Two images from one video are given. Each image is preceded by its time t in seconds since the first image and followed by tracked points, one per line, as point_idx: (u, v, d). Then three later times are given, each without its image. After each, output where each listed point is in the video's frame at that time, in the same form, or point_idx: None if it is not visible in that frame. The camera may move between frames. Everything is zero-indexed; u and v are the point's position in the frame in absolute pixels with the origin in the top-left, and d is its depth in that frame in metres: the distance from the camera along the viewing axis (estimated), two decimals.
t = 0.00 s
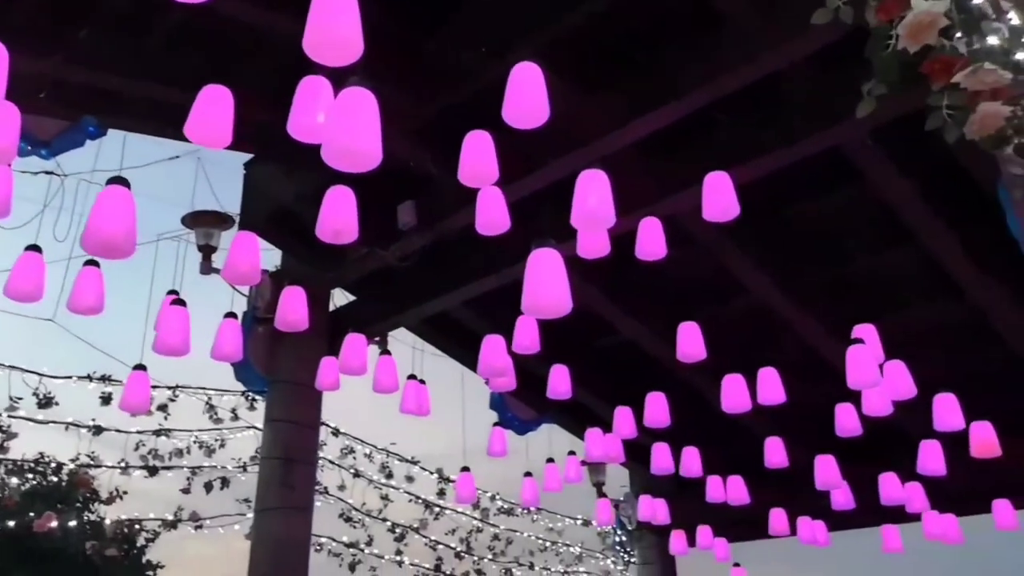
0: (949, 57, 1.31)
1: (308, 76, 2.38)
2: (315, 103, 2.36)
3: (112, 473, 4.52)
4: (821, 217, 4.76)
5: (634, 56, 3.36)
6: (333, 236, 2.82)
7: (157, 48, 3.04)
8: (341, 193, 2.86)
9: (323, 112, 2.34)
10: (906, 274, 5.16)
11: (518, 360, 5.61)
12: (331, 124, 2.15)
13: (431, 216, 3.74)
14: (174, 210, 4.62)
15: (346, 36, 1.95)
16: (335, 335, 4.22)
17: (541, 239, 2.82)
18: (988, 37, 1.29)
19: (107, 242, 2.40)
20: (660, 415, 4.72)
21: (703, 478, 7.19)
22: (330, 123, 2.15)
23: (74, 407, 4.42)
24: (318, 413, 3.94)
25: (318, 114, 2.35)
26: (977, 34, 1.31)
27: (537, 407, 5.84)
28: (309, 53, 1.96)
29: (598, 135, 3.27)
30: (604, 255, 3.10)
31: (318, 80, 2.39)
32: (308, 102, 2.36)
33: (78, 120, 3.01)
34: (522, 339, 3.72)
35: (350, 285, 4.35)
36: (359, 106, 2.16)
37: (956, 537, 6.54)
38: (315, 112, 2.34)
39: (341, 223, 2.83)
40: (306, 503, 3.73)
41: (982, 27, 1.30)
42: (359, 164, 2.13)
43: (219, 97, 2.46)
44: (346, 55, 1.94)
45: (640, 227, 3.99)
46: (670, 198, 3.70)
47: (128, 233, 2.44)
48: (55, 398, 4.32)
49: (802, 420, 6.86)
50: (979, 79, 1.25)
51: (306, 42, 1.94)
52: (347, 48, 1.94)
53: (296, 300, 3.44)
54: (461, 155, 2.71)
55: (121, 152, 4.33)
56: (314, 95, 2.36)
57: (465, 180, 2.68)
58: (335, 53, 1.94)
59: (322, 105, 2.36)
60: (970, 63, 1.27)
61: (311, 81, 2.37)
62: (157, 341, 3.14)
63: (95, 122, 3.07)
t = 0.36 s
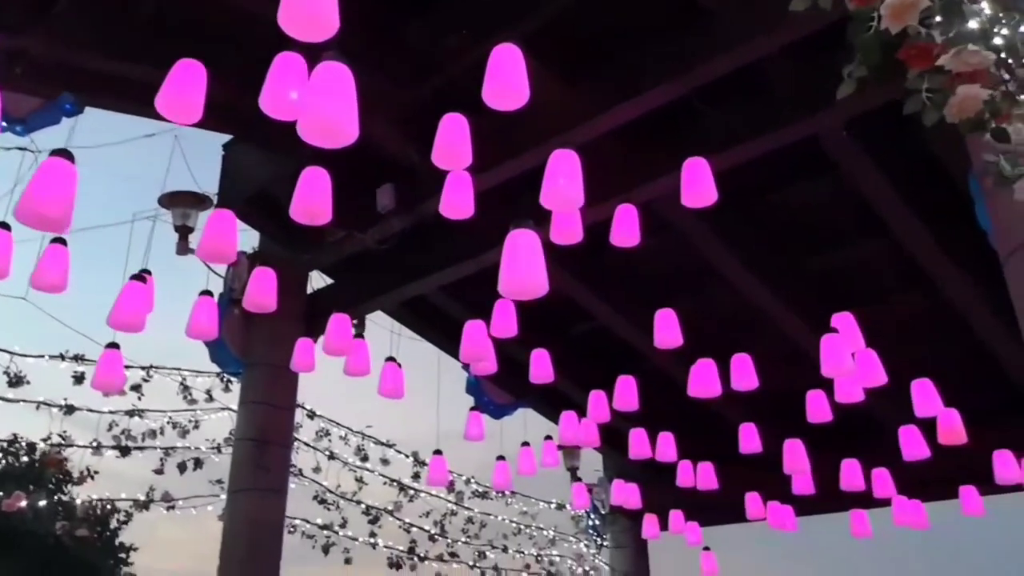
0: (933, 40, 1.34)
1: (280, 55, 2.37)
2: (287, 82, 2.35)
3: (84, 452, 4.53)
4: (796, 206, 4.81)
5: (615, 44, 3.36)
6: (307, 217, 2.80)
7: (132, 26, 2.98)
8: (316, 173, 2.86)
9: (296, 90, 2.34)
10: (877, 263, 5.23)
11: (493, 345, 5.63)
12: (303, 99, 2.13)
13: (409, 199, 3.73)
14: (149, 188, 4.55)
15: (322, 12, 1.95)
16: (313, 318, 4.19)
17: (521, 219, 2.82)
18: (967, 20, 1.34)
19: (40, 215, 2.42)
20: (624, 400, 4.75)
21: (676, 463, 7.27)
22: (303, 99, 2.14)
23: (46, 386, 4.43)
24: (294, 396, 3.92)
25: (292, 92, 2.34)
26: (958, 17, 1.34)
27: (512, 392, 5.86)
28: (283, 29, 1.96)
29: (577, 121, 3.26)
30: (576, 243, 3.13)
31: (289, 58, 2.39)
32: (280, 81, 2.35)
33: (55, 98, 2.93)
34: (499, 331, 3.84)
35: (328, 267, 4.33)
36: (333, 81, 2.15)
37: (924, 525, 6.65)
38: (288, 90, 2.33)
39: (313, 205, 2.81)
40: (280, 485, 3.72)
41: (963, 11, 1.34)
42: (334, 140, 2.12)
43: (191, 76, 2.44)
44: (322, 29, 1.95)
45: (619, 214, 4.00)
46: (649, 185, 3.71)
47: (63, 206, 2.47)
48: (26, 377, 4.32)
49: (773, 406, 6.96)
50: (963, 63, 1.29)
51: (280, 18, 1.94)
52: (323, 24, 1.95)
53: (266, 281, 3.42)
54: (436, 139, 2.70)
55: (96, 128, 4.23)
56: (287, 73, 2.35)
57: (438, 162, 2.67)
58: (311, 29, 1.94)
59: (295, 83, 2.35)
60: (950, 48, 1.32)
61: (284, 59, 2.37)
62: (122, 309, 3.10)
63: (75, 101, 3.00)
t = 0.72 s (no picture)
0: (922, 29, 1.38)
1: (271, 34, 2.37)
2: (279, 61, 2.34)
3: (69, 437, 4.42)
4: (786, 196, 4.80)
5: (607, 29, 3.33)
6: (293, 200, 2.76)
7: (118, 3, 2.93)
8: (303, 156, 2.83)
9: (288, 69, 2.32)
10: (867, 253, 5.23)
11: (482, 331, 5.62)
12: (292, 77, 2.11)
13: (397, 184, 3.70)
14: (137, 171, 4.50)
15: None
16: (301, 302, 4.16)
17: (511, 201, 2.80)
18: (956, 10, 1.40)
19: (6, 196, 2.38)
20: (621, 388, 4.75)
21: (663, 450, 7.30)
22: (292, 78, 2.11)
23: (30, 370, 4.35)
24: (282, 381, 3.89)
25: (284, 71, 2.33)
26: (945, 8, 1.39)
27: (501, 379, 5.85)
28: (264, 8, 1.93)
29: (567, 107, 3.24)
30: (562, 231, 3.15)
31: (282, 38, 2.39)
32: (272, 60, 2.33)
33: (40, 78, 2.90)
34: (495, 319, 3.85)
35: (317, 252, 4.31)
36: (322, 58, 2.12)
37: (908, 511, 6.71)
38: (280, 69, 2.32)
39: (302, 188, 2.78)
40: (268, 469, 3.70)
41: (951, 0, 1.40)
42: (323, 118, 2.09)
43: (198, 56, 2.42)
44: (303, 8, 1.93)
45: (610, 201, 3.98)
46: (640, 172, 3.69)
47: (34, 190, 2.43)
48: (10, 359, 4.28)
49: (760, 394, 6.99)
50: (948, 52, 1.32)
51: None
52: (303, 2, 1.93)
53: (250, 265, 3.40)
54: (431, 122, 2.68)
55: (79, 111, 4.21)
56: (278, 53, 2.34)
57: (433, 147, 2.66)
58: (293, 8, 1.92)
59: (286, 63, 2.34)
60: (939, 36, 1.37)
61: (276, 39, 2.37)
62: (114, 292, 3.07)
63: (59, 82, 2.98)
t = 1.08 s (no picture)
0: (930, 21, 1.34)
1: (272, 26, 2.34)
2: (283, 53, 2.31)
3: (67, 428, 4.42)
4: (789, 188, 4.76)
5: (612, 17, 3.28)
6: (292, 189, 2.72)
7: None
8: (303, 144, 2.78)
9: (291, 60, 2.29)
10: (874, 245, 5.18)
11: (482, 323, 5.58)
12: (289, 63, 2.07)
13: (399, 174, 3.66)
14: (134, 156, 4.47)
15: None
16: (302, 293, 4.12)
17: (516, 189, 2.76)
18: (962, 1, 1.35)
19: (31, 186, 2.33)
20: (633, 381, 4.72)
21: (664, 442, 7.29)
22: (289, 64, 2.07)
23: (26, 360, 4.32)
24: (283, 373, 3.85)
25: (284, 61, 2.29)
26: (951, 1, 1.35)
27: (502, 371, 5.82)
28: None
29: (575, 95, 3.18)
30: (572, 220, 3.09)
31: (281, 29, 2.36)
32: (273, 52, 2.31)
33: (33, 61, 2.85)
34: (495, 309, 3.82)
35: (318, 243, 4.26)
36: (318, 44, 2.08)
37: (906, 504, 6.71)
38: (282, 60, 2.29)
39: (302, 177, 2.73)
40: (268, 462, 3.67)
41: None
42: (318, 106, 2.05)
43: (189, 41, 2.36)
44: None
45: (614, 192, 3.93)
46: (645, 164, 3.63)
47: (52, 177, 2.39)
48: (6, 349, 4.26)
49: (760, 387, 6.96)
50: (958, 43, 1.29)
51: None
52: None
53: (257, 255, 3.35)
54: (435, 109, 2.64)
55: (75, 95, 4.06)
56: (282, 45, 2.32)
57: (438, 136, 2.61)
58: None
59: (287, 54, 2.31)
60: (944, 28, 1.33)
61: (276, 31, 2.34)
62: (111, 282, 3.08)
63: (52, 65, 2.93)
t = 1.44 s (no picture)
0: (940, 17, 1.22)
1: (282, 22, 2.34)
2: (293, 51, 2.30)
3: (76, 427, 4.43)
4: (799, 184, 4.72)
5: (620, 12, 3.24)
6: (307, 186, 2.70)
7: None
8: (315, 141, 2.77)
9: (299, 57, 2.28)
10: (885, 242, 5.14)
11: (491, 322, 5.55)
12: (299, 61, 2.05)
13: (408, 172, 3.63)
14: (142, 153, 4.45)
15: None
16: (311, 291, 4.11)
17: (528, 187, 2.74)
18: None
19: (69, 183, 2.32)
20: (636, 380, 4.70)
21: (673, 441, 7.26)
22: (298, 63, 2.06)
23: (34, 359, 4.37)
24: (292, 372, 3.84)
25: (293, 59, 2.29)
26: None
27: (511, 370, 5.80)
28: None
29: (584, 91, 3.15)
30: (582, 218, 3.10)
31: (290, 25, 2.35)
32: (283, 50, 2.30)
33: (37, 56, 2.85)
34: (502, 307, 3.79)
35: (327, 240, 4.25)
36: (322, 45, 2.05)
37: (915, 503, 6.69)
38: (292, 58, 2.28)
39: (313, 176, 2.72)
40: (278, 461, 3.66)
41: None
42: (325, 108, 2.03)
43: (190, 37, 2.36)
44: None
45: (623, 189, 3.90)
46: (655, 160, 3.60)
47: (89, 171, 2.37)
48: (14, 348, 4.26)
49: (770, 385, 6.92)
50: (967, 42, 1.18)
51: None
52: None
53: (271, 252, 3.34)
54: (441, 104, 2.62)
55: (82, 91, 4.02)
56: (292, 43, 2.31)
57: (443, 134, 2.59)
58: None
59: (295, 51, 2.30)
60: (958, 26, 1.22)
61: (285, 27, 2.33)
62: (120, 277, 3.15)
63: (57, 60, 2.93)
